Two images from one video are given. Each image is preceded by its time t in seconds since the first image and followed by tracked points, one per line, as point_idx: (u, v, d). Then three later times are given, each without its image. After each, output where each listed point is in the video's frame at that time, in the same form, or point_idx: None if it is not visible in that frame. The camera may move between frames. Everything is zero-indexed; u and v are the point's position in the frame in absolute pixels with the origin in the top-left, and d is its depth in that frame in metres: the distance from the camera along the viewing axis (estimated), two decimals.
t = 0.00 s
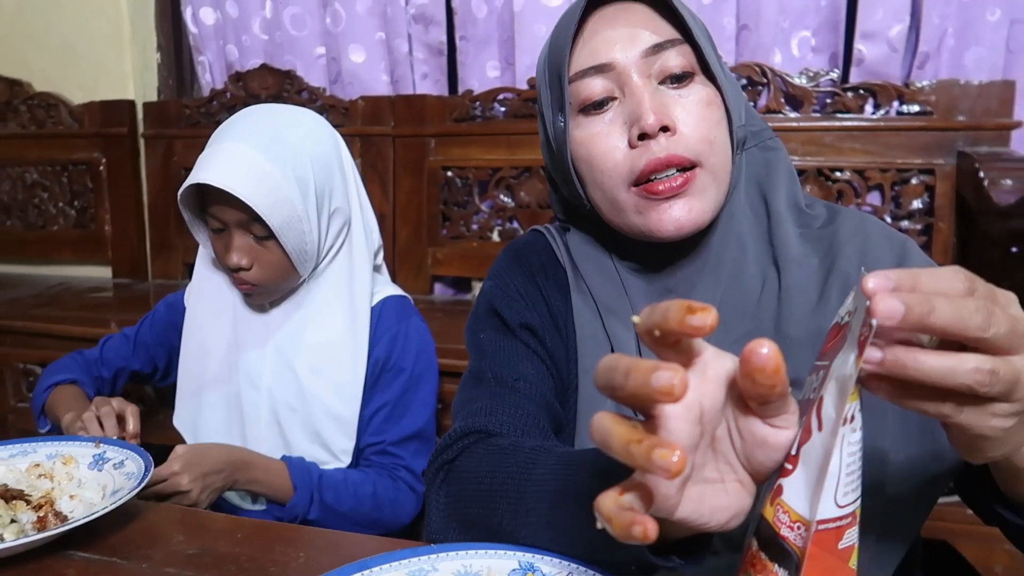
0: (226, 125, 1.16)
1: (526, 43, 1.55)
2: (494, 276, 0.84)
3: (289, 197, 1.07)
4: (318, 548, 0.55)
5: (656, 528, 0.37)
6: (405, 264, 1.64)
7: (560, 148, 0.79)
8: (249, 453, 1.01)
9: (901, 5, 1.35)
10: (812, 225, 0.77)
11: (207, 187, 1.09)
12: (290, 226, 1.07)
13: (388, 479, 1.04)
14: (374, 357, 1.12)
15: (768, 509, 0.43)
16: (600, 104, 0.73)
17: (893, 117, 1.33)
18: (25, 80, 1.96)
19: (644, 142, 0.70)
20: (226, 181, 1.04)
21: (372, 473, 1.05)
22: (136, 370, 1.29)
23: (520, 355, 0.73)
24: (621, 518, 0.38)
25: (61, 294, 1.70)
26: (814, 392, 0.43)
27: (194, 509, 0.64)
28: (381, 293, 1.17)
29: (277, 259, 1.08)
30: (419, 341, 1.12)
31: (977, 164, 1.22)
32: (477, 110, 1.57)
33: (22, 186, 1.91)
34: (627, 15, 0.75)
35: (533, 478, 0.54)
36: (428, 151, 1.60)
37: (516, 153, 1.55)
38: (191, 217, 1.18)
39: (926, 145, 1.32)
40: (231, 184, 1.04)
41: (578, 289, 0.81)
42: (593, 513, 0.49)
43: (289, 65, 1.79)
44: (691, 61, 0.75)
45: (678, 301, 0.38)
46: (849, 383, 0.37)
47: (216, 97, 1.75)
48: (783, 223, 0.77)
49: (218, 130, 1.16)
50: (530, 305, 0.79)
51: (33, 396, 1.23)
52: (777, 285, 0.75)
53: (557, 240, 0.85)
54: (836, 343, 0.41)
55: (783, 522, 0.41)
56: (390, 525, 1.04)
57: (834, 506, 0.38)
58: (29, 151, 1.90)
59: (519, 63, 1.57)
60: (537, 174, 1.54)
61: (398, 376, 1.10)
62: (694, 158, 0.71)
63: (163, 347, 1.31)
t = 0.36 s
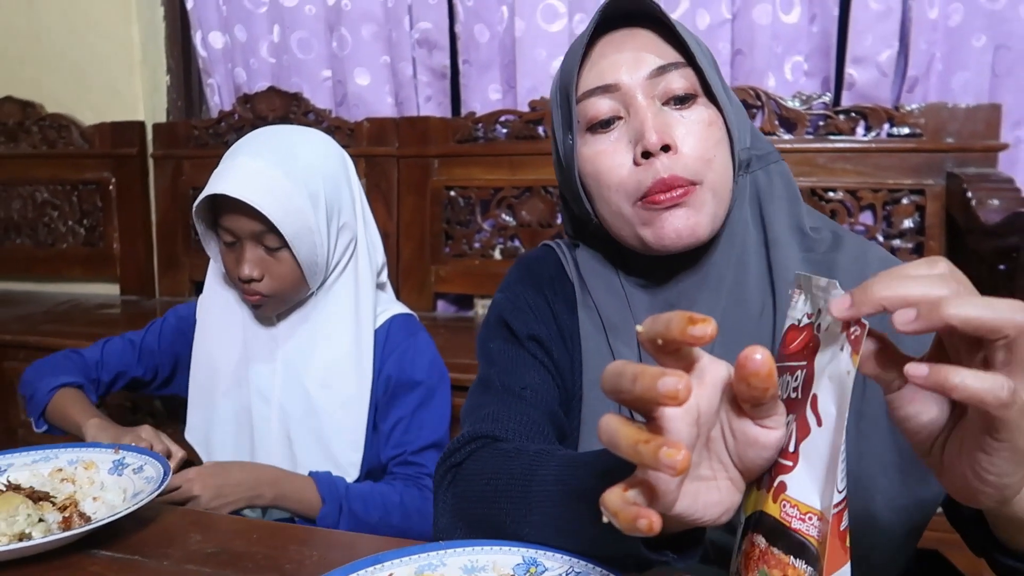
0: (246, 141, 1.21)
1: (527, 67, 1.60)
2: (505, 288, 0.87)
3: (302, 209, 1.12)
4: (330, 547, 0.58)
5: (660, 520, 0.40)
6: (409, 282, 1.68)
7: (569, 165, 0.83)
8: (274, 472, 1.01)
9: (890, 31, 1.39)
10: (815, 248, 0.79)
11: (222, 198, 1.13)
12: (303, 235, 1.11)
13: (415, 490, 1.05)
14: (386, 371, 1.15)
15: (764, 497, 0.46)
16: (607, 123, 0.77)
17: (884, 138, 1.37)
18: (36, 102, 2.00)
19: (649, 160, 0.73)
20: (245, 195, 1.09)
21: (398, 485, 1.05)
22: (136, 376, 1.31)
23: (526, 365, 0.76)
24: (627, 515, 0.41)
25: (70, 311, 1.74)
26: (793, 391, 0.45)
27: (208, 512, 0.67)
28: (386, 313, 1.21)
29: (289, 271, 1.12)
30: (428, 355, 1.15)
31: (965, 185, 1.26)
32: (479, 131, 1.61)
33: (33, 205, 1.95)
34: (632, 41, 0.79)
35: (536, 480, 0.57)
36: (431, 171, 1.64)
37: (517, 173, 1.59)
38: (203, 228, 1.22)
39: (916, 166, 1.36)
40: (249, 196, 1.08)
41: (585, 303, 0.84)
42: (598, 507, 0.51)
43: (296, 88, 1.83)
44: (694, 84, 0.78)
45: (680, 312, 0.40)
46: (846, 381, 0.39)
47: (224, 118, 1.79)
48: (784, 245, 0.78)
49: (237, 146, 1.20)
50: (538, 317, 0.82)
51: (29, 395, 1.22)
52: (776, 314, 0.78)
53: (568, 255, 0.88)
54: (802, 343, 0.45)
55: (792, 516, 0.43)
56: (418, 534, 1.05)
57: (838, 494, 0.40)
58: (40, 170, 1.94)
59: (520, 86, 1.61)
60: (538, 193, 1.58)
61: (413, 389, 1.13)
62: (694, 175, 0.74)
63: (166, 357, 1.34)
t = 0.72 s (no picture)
0: (268, 139, 1.22)
1: (530, 73, 1.60)
2: (520, 287, 0.87)
3: (312, 199, 1.14)
4: (334, 551, 0.58)
5: (664, 538, 0.39)
6: (412, 286, 1.68)
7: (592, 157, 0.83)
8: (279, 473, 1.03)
9: (892, 36, 1.40)
10: (838, 265, 0.76)
11: (237, 181, 1.14)
12: (312, 226, 1.13)
13: (406, 497, 1.07)
14: (387, 381, 1.16)
15: (765, 509, 0.46)
16: (635, 113, 0.77)
17: (886, 143, 1.37)
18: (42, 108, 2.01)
19: (671, 152, 0.73)
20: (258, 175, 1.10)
21: (393, 492, 1.07)
22: (130, 369, 1.31)
23: (534, 369, 0.76)
24: (632, 531, 0.40)
25: (74, 316, 1.74)
26: (801, 404, 0.44)
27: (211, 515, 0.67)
28: (390, 320, 1.21)
29: (296, 258, 1.12)
30: (429, 369, 1.16)
31: (968, 189, 1.27)
32: (482, 136, 1.62)
33: (38, 211, 1.96)
34: (669, 34, 0.79)
35: (540, 486, 0.57)
36: (434, 176, 1.65)
37: (520, 178, 1.59)
38: (213, 217, 1.22)
39: (919, 171, 1.36)
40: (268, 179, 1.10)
41: (598, 306, 0.83)
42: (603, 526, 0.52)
43: (299, 93, 1.84)
44: (728, 81, 0.78)
45: (688, 328, 0.40)
46: (853, 399, 0.39)
47: (229, 124, 1.80)
48: (805, 260, 0.76)
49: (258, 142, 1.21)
50: (551, 319, 0.82)
51: (30, 379, 1.20)
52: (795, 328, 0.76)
53: (585, 255, 0.88)
54: (812, 356, 0.44)
55: (796, 530, 0.42)
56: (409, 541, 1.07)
57: (842, 510, 0.39)
58: (46, 176, 1.95)
59: (523, 91, 1.62)
60: (541, 198, 1.58)
61: (413, 402, 1.14)
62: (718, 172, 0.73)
63: (162, 354, 1.35)
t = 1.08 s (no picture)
0: (277, 139, 1.22)
1: (530, 76, 1.61)
2: (526, 283, 0.88)
3: (314, 203, 1.14)
4: (334, 546, 0.58)
5: (663, 530, 0.40)
6: (413, 288, 1.68)
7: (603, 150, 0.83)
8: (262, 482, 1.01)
9: (892, 38, 1.40)
10: (847, 269, 0.74)
11: (238, 192, 1.14)
12: (315, 232, 1.12)
13: (392, 500, 1.07)
14: (388, 379, 1.16)
15: (762, 499, 0.46)
16: (647, 111, 0.77)
17: (887, 144, 1.37)
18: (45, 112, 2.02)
19: (681, 152, 0.73)
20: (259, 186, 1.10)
21: (377, 495, 1.07)
22: (135, 366, 1.32)
23: (538, 366, 0.76)
24: (631, 523, 0.40)
25: (76, 318, 1.75)
26: (797, 395, 0.44)
27: (212, 513, 0.67)
28: (393, 318, 1.22)
29: (300, 266, 1.12)
30: (429, 367, 1.16)
31: (968, 190, 1.27)
32: (483, 139, 1.62)
33: (40, 214, 1.96)
34: (686, 32, 0.79)
35: (542, 481, 0.57)
36: (436, 178, 1.65)
37: (522, 180, 1.59)
38: (217, 224, 1.23)
39: (919, 172, 1.36)
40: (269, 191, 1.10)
41: (604, 303, 0.83)
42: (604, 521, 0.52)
43: (301, 96, 1.85)
44: (744, 82, 0.77)
45: (688, 322, 0.40)
46: (845, 388, 0.39)
47: (231, 127, 1.80)
48: (813, 265, 0.74)
49: (265, 142, 1.21)
50: (555, 316, 0.83)
51: (35, 383, 1.21)
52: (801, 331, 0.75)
53: (591, 253, 0.88)
54: (807, 348, 0.44)
55: (792, 521, 0.42)
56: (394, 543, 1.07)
57: (838, 500, 0.39)
58: (48, 179, 1.95)
59: (524, 94, 1.62)
60: (542, 200, 1.58)
61: (411, 399, 1.14)
62: (730, 173, 0.73)
63: (168, 351, 1.36)
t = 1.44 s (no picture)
0: (278, 135, 1.21)
1: (529, 72, 1.60)
2: (527, 277, 0.87)
3: (308, 208, 1.12)
4: (331, 542, 0.58)
5: (665, 525, 0.39)
6: (412, 285, 1.68)
7: (610, 140, 0.83)
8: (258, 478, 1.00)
9: (892, 34, 1.40)
10: (853, 266, 0.72)
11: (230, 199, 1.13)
12: (309, 236, 1.11)
13: (379, 500, 1.06)
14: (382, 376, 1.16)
15: (762, 491, 0.46)
16: (655, 105, 0.76)
17: (886, 140, 1.36)
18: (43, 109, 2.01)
19: (687, 149, 0.72)
20: (251, 195, 1.09)
21: (363, 496, 1.06)
22: (134, 362, 1.32)
23: (538, 360, 0.76)
24: (631, 519, 0.40)
25: (74, 315, 1.74)
26: (798, 386, 0.43)
27: (208, 507, 0.67)
28: (390, 315, 1.21)
29: (296, 270, 1.12)
30: (423, 364, 1.16)
31: (969, 186, 1.26)
32: (482, 135, 1.62)
33: (37, 211, 1.96)
34: (698, 25, 0.77)
35: (539, 475, 0.57)
36: (434, 175, 1.65)
37: (520, 176, 1.59)
38: (211, 229, 1.22)
39: (919, 168, 1.36)
40: (262, 200, 1.09)
41: (605, 298, 0.83)
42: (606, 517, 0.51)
43: (299, 93, 1.84)
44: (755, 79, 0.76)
45: (689, 316, 0.40)
46: (848, 379, 0.38)
47: (228, 124, 1.80)
48: (817, 260, 0.73)
49: (266, 138, 1.20)
50: (556, 311, 0.82)
51: (34, 380, 1.21)
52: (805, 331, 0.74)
53: (594, 247, 0.88)
54: (807, 339, 0.43)
55: (793, 512, 0.42)
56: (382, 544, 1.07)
57: (840, 492, 0.39)
58: (46, 176, 1.94)
59: (523, 90, 1.62)
60: (540, 196, 1.58)
61: (401, 398, 1.14)
62: (734, 172, 0.72)
63: (166, 346, 1.35)
